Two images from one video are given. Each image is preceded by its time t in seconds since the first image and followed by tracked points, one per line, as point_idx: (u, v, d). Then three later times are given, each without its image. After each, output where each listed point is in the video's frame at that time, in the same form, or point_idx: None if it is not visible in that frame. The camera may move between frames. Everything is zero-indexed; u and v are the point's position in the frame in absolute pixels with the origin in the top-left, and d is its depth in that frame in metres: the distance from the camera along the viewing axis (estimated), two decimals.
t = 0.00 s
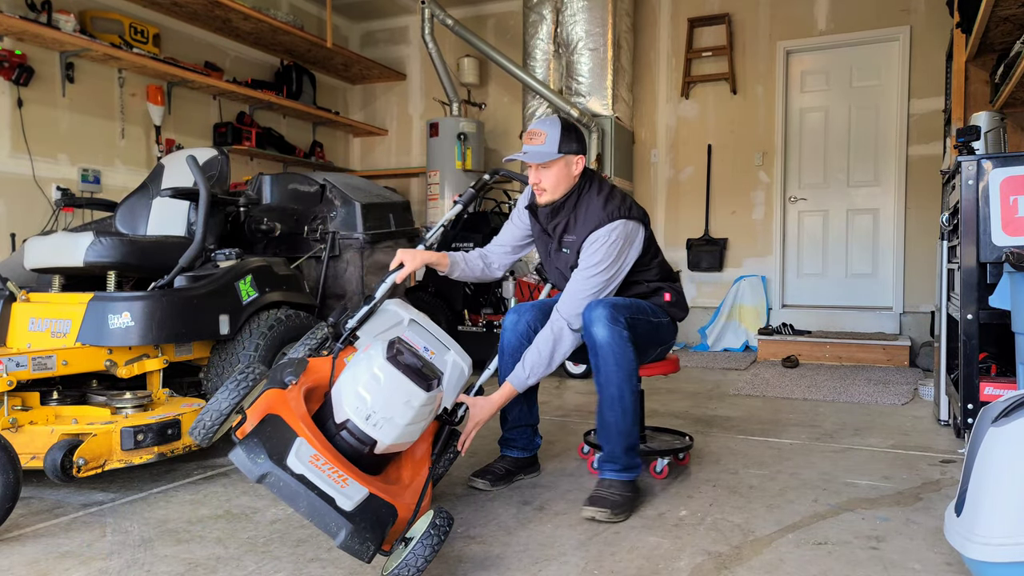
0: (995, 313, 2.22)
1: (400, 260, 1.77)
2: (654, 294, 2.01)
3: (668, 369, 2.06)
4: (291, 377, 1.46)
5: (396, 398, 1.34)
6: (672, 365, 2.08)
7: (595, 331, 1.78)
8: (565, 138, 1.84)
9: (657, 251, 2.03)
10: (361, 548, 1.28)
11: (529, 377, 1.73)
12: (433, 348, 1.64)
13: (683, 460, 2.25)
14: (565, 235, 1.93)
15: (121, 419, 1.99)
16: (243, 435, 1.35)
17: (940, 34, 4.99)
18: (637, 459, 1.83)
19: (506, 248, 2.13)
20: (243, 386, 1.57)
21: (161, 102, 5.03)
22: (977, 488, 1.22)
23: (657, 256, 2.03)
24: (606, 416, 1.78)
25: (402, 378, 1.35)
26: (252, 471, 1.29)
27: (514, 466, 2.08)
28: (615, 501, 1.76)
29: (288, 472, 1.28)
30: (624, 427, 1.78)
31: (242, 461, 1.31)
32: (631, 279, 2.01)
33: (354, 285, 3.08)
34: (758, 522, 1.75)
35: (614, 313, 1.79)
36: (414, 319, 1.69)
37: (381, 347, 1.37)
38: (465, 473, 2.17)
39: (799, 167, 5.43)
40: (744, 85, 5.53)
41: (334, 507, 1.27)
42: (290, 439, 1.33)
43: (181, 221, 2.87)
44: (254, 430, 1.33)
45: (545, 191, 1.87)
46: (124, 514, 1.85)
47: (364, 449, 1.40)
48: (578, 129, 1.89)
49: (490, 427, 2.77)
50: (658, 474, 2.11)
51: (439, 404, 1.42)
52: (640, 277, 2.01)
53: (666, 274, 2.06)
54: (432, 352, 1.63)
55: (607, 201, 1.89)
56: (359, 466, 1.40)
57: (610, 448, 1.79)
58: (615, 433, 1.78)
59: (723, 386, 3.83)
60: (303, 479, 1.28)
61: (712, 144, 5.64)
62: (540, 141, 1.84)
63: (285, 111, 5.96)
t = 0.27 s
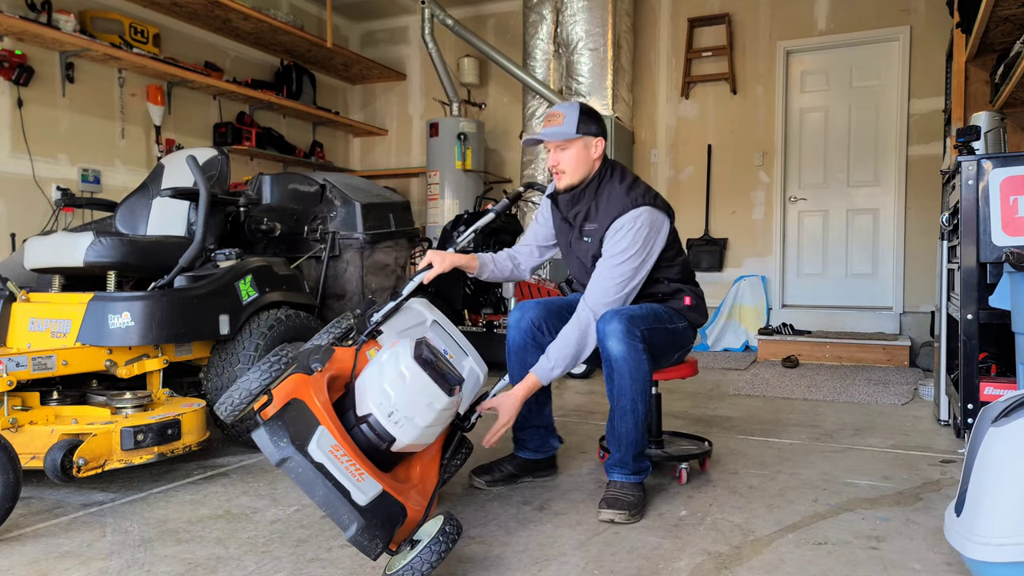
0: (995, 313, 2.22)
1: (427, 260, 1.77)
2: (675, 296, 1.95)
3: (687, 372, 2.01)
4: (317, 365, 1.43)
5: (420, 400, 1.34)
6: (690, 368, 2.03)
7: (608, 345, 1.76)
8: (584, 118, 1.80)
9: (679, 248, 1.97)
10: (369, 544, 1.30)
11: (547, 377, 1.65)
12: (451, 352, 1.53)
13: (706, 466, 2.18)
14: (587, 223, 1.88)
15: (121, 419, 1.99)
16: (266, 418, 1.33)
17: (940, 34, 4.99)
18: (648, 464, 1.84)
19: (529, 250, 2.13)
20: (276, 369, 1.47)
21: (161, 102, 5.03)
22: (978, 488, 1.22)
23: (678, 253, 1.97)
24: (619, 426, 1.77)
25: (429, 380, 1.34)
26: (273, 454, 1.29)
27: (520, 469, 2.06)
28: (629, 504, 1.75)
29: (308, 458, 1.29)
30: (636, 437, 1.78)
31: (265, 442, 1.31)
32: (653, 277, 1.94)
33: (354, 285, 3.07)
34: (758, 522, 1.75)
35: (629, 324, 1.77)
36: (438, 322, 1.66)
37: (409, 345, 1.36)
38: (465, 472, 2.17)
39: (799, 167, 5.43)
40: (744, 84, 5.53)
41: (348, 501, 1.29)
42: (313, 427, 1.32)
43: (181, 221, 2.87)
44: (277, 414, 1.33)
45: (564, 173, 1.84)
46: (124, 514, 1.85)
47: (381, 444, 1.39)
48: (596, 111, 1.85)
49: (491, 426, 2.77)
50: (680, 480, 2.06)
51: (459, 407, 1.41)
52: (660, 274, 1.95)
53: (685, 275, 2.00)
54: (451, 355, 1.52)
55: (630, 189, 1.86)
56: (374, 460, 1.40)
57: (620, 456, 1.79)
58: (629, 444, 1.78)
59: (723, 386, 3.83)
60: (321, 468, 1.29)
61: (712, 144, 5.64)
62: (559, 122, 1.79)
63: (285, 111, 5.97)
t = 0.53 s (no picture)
0: (995, 313, 2.22)
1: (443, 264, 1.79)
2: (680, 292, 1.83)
3: (706, 379, 1.80)
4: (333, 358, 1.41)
5: (433, 401, 1.36)
6: (712, 374, 1.83)
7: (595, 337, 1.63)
8: (580, 103, 1.79)
9: (682, 239, 1.84)
10: (374, 543, 1.31)
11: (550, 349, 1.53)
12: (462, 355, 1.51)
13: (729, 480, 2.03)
14: (585, 209, 1.83)
15: (121, 419, 1.99)
16: (280, 409, 1.31)
17: (940, 34, 4.99)
18: (666, 455, 1.72)
19: (543, 255, 2.11)
20: (297, 358, 1.40)
21: (161, 102, 5.03)
22: (978, 489, 1.22)
23: (683, 244, 1.84)
24: (622, 417, 1.66)
25: (444, 382, 1.35)
26: (286, 446, 1.29)
27: (537, 475, 1.98)
28: (640, 508, 1.65)
29: (322, 451, 1.29)
30: (645, 427, 1.65)
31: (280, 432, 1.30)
32: (655, 268, 1.83)
33: (354, 285, 3.06)
34: (758, 522, 1.75)
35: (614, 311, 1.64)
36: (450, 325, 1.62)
37: (425, 346, 1.37)
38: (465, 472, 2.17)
39: (799, 167, 5.43)
40: (744, 85, 5.53)
41: (357, 498, 1.29)
42: (327, 420, 1.32)
43: (181, 221, 2.87)
44: (292, 405, 1.31)
45: (562, 157, 1.83)
46: (124, 514, 1.85)
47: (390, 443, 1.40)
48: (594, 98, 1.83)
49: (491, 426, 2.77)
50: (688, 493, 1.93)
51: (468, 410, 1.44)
52: (664, 265, 1.82)
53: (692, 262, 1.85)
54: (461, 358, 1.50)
55: (627, 170, 1.78)
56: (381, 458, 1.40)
57: (633, 448, 1.68)
58: (638, 434, 1.66)
59: (723, 386, 3.83)
60: (332, 463, 1.29)
61: (712, 144, 5.64)
62: (555, 107, 1.79)
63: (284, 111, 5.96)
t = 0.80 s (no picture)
0: (995, 313, 2.22)
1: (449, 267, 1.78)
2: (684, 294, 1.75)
3: (715, 382, 1.75)
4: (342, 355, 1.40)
5: (440, 402, 1.35)
6: (720, 377, 1.77)
7: (600, 346, 1.52)
8: (573, 106, 1.68)
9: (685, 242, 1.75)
10: (377, 542, 1.30)
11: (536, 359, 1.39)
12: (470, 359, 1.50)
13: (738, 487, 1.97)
14: (580, 218, 1.72)
15: (121, 419, 1.99)
16: (288, 404, 1.31)
17: (940, 34, 5.00)
18: (684, 493, 1.52)
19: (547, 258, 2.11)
20: (307, 354, 1.38)
21: (161, 102, 5.03)
22: (978, 489, 1.22)
23: (685, 249, 1.76)
24: (633, 442, 1.49)
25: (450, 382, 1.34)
26: (293, 442, 1.28)
27: (537, 476, 1.98)
28: (653, 554, 1.45)
29: (328, 449, 1.29)
30: (658, 454, 1.48)
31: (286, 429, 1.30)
32: (656, 275, 1.75)
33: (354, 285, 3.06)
34: (758, 522, 1.75)
35: (619, 320, 1.55)
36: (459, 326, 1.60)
37: (433, 347, 1.37)
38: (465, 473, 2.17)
39: (799, 167, 5.43)
40: (744, 85, 5.53)
41: (361, 496, 1.29)
42: (334, 417, 1.32)
43: (181, 221, 2.87)
44: (299, 401, 1.31)
45: (555, 165, 1.72)
46: (124, 513, 1.85)
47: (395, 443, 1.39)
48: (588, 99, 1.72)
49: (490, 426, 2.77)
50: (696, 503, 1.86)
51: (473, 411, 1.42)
52: (665, 272, 1.74)
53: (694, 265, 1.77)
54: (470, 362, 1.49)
55: (623, 177, 1.66)
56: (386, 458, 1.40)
57: (646, 482, 1.48)
58: (651, 462, 1.48)
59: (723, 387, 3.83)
60: (338, 461, 1.29)
61: (712, 144, 5.64)
62: (546, 112, 1.68)
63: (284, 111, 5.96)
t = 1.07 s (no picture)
0: (994, 313, 2.22)
1: (454, 270, 1.79)
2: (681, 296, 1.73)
3: (720, 389, 1.71)
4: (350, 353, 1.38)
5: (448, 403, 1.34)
6: (725, 384, 1.72)
7: (594, 356, 1.50)
8: (553, 106, 1.63)
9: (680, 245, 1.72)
10: (380, 542, 1.30)
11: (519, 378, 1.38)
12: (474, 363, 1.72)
13: (746, 498, 1.87)
14: (569, 222, 1.68)
15: (121, 419, 1.99)
16: (296, 401, 1.28)
17: (939, 34, 5.00)
18: (683, 498, 1.52)
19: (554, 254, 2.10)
20: (318, 350, 1.34)
21: (161, 102, 5.04)
22: (977, 489, 1.22)
23: (681, 252, 1.73)
24: (630, 451, 1.48)
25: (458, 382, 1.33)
26: (300, 438, 1.26)
27: (537, 476, 1.98)
28: (653, 556, 1.45)
29: (335, 446, 1.28)
30: (655, 464, 1.48)
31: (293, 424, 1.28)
32: (650, 280, 1.73)
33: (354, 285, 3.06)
34: (758, 522, 1.75)
35: (614, 329, 1.51)
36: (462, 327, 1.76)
37: (441, 349, 1.40)
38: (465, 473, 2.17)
39: (799, 167, 5.43)
40: (744, 84, 5.53)
41: (366, 495, 1.28)
42: (342, 414, 1.30)
43: (181, 221, 2.87)
44: (309, 398, 1.28)
45: (540, 168, 1.68)
46: (124, 513, 1.85)
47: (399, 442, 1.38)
48: (571, 97, 1.66)
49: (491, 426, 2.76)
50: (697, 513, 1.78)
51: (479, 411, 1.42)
52: (660, 277, 1.73)
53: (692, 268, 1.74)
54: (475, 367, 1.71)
55: (611, 178, 1.62)
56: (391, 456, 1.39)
57: (643, 491, 1.49)
58: (649, 471, 1.48)
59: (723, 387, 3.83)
60: (345, 458, 1.28)
61: (712, 144, 5.64)
62: (528, 113, 1.64)
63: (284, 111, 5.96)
